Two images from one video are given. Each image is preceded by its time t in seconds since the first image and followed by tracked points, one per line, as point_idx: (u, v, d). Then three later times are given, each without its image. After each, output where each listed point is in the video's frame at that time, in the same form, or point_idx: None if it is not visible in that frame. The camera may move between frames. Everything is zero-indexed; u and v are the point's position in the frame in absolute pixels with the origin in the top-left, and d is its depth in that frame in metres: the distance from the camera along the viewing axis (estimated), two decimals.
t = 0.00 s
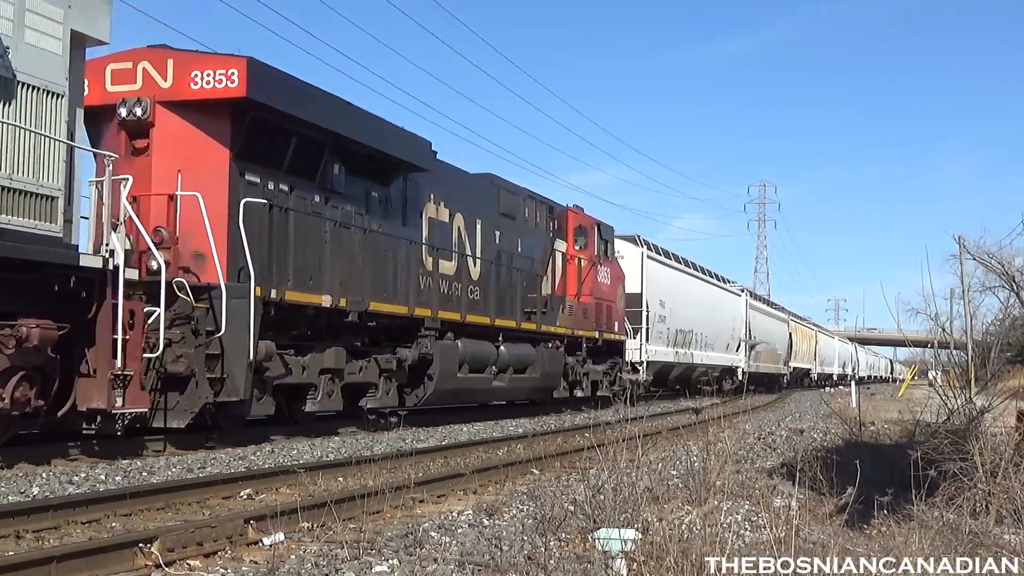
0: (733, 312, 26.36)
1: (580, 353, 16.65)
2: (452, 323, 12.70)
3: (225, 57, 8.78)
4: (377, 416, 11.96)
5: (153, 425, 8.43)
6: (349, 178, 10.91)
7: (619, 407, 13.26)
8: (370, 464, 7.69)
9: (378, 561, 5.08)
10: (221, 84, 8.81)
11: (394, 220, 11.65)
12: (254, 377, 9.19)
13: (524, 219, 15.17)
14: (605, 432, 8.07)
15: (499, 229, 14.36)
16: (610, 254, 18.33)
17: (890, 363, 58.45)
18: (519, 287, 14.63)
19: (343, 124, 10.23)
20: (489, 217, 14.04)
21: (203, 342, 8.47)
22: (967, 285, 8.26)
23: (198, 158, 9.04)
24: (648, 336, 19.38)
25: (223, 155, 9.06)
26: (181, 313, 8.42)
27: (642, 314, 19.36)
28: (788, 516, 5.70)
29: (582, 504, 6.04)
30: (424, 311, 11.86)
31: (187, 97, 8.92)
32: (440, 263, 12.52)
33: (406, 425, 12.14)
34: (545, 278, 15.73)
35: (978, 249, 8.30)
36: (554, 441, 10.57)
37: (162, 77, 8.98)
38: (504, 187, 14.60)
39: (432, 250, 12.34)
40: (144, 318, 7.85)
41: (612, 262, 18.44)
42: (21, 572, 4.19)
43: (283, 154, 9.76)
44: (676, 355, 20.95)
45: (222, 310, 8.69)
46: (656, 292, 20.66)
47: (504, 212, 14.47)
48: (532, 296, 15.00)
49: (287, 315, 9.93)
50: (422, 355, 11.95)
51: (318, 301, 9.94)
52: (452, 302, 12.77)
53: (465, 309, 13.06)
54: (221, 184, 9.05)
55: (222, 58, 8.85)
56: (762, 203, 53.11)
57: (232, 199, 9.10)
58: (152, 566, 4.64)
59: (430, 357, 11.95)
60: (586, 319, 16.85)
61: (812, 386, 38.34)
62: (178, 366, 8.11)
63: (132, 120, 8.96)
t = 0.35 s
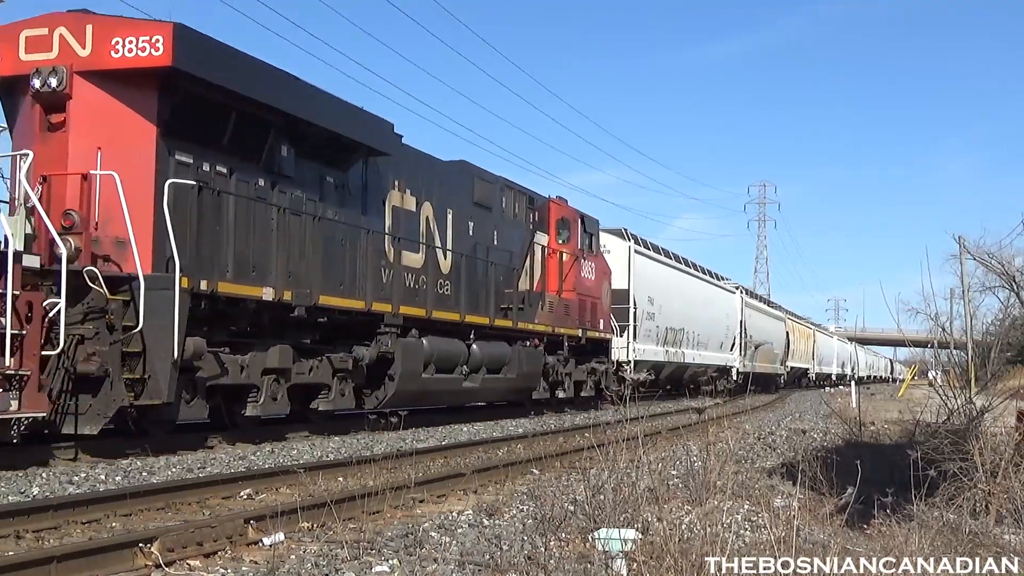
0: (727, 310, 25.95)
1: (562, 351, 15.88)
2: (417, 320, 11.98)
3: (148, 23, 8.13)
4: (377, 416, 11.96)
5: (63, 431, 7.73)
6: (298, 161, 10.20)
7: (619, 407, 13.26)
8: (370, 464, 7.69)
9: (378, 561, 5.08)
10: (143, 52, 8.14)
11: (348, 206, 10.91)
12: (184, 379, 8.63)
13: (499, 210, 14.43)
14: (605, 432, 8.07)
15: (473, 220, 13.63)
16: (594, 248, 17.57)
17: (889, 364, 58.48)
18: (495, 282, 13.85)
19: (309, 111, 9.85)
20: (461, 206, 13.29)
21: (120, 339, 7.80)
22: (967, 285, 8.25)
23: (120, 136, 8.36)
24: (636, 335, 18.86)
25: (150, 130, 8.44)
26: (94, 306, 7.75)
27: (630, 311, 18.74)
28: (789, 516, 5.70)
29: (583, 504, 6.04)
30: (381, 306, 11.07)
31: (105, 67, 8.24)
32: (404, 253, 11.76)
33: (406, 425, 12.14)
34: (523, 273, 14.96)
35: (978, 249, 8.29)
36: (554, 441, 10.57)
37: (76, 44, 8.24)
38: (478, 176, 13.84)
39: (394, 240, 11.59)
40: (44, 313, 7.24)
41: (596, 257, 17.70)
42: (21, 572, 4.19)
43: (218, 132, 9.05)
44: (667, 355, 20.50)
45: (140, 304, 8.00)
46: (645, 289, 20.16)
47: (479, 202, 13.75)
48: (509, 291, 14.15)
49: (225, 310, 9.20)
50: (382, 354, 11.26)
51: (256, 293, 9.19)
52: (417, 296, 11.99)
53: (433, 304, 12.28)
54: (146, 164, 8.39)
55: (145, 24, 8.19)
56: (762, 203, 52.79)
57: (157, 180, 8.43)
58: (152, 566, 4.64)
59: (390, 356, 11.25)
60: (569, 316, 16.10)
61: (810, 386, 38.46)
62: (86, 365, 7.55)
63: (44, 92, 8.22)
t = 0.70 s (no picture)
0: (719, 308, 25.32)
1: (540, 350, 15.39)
2: (376, 317, 11.33)
3: None
4: (377, 416, 11.97)
5: None
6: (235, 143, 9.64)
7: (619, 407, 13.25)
8: (370, 464, 7.69)
9: (378, 561, 5.08)
10: (48, 12, 7.50)
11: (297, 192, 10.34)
12: (94, 378, 7.87)
13: (474, 198, 13.83)
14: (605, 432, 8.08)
15: (443, 210, 13.01)
16: (577, 241, 17.02)
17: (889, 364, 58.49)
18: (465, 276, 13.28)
19: (309, 111, 10.15)
20: (431, 193, 12.70)
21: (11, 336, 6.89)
22: (967, 285, 8.24)
23: (26, 108, 7.81)
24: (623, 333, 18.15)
25: (58, 102, 7.82)
26: None
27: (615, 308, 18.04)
28: (789, 517, 5.70)
29: (583, 504, 6.04)
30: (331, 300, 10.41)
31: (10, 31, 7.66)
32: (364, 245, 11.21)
33: (406, 425, 12.14)
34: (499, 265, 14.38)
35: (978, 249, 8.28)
36: (554, 441, 10.56)
37: None
38: (450, 162, 13.25)
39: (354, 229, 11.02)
40: None
41: (579, 250, 17.15)
42: (21, 572, 4.19)
43: (142, 105, 8.50)
44: (658, 354, 19.87)
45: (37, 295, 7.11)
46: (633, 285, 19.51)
47: (450, 192, 13.13)
48: (481, 287, 13.57)
49: (147, 303, 8.53)
50: (335, 353, 10.61)
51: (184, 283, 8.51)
52: (378, 290, 11.43)
53: (395, 299, 11.66)
54: (54, 136, 7.81)
55: None
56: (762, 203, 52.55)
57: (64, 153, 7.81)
58: (152, 566, 4.65)
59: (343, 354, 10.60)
60: (549, 313, 15.55)
61: (809, 386, 38.50)
62: None
63: None
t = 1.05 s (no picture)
0: (713, 306, 24.78)
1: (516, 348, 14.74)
2: (329, 311, 10.65)
3: None
4: (377, 416, 11.97)
5: None
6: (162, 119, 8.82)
7: (618, 407, 13.25)
8: (370, 464, 7.69)
9: (378, 561, 5.08)
10: None
11: (237, 174, 9.54)
12: None
13: (440, 187, 13.15)
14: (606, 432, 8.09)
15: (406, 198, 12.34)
16: (554, 234, 16.36)
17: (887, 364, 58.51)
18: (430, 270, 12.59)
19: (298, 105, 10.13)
20: (391, 179, 12.02)
21: None
22: (967, 285, 8.23)
23: None
24: (609, 331, 17.60)
25: None
26: None
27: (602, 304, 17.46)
28: (789, 517, 5.70)
29: (583, 504, 6.04)
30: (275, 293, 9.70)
31: None
32: (316, 234, 10.51)
33: (405, 425, 12.14)
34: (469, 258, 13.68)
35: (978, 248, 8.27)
36: (554, 441, 10.57)
37: None
38: (413, 148, 12.58)
39: (303, 217, 10.32)
40: None
41: (557, 244, 16.50)
42: (21, 572, 4.19)
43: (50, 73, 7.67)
44: (646, 353, 19.32)
45: None
46: (620, 280, 18.77)
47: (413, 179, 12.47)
48: (447, 280, 12.98)
49: (53, 295, 7.69)
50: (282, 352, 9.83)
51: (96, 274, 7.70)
52: (331, 284, 10.70)
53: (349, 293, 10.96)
54: None
55: None
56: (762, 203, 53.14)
57: None
58: (152, 566, 4.65)
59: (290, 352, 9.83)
60: (525, 310, 14.92)
61: (808, 386, 38.52)
62: None
63: None
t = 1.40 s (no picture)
0: (706, 304, 24.64)
1: (490, 347, 13.93)
2: (276, 306, 9.92)
3: None
4: (377, 416, 11.96)
5: None
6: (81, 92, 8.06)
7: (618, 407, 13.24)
8: (370, 464, 7.69)
9: (378, 561, 5.08)
10: None
11: (165, 152, 8.79)
12: None
13: (406, 172, 12.37)
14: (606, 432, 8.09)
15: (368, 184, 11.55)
16: (535, 226, 15.44)
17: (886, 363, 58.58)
18: (394, 262, 11.82)
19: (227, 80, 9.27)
20: (349, 163, 11.25)
21: None
22: (967, 285, 8.23)
23: None
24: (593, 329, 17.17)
25: None
26: None
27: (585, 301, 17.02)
28: (789, 517, 5.70)
29: (583, 504, 6.05)
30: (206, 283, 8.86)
31: None
32: (259, 220, 9.75)
33: (405, 425, 12.14)
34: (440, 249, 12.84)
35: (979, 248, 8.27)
36: (554, 441, 10.56)
37: None
38: (374, 131, 11.83)
39: (244, 201, 9.56)
40: None
41: (538, 236, 15.58)
42: (21, 572, 4.19)
43: None
44: (632, 351, 19.08)
45: None
46: (605, 276, 18.40)
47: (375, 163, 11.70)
48: (413, 273, 12.16)
49: None
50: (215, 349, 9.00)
51: None
52: (276, 276, 9.93)
53: (298, 285, 10.21)
54: None
55: None
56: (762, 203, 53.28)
57: None
58: (152, 566, 4.65)
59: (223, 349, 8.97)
60: (501, 306, 14.05)
61: (805, 386, 38.53)
62: None
63: None
